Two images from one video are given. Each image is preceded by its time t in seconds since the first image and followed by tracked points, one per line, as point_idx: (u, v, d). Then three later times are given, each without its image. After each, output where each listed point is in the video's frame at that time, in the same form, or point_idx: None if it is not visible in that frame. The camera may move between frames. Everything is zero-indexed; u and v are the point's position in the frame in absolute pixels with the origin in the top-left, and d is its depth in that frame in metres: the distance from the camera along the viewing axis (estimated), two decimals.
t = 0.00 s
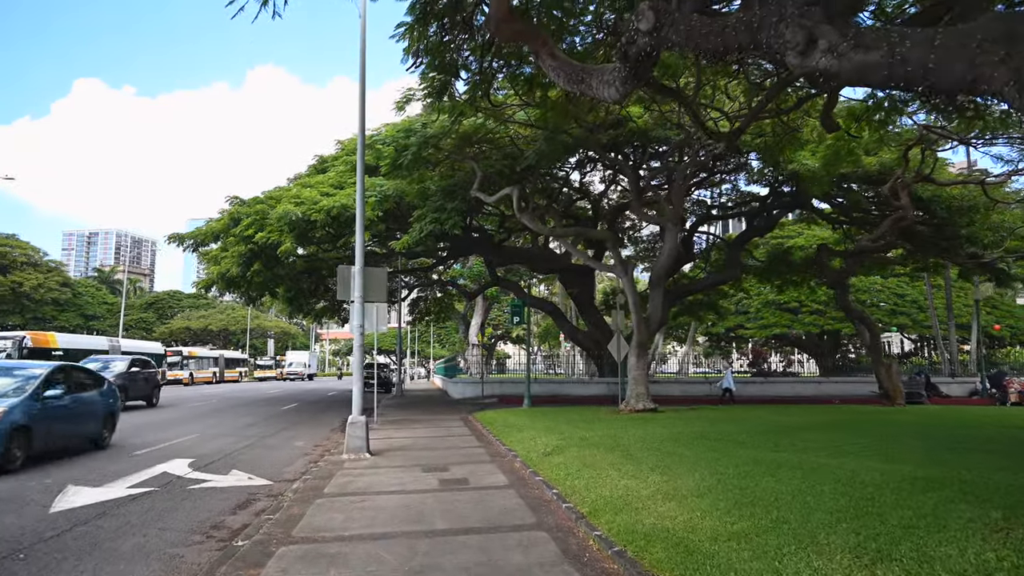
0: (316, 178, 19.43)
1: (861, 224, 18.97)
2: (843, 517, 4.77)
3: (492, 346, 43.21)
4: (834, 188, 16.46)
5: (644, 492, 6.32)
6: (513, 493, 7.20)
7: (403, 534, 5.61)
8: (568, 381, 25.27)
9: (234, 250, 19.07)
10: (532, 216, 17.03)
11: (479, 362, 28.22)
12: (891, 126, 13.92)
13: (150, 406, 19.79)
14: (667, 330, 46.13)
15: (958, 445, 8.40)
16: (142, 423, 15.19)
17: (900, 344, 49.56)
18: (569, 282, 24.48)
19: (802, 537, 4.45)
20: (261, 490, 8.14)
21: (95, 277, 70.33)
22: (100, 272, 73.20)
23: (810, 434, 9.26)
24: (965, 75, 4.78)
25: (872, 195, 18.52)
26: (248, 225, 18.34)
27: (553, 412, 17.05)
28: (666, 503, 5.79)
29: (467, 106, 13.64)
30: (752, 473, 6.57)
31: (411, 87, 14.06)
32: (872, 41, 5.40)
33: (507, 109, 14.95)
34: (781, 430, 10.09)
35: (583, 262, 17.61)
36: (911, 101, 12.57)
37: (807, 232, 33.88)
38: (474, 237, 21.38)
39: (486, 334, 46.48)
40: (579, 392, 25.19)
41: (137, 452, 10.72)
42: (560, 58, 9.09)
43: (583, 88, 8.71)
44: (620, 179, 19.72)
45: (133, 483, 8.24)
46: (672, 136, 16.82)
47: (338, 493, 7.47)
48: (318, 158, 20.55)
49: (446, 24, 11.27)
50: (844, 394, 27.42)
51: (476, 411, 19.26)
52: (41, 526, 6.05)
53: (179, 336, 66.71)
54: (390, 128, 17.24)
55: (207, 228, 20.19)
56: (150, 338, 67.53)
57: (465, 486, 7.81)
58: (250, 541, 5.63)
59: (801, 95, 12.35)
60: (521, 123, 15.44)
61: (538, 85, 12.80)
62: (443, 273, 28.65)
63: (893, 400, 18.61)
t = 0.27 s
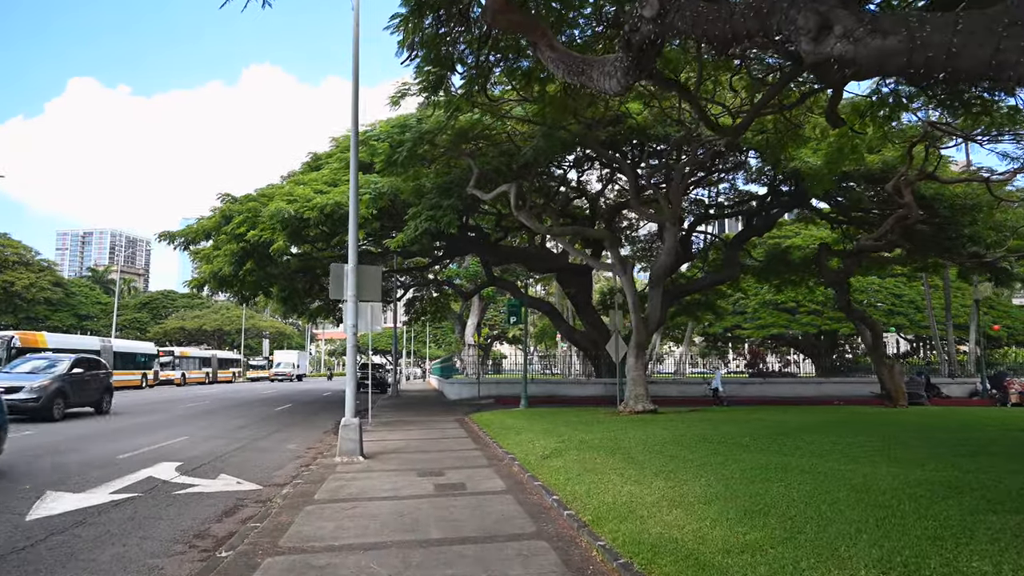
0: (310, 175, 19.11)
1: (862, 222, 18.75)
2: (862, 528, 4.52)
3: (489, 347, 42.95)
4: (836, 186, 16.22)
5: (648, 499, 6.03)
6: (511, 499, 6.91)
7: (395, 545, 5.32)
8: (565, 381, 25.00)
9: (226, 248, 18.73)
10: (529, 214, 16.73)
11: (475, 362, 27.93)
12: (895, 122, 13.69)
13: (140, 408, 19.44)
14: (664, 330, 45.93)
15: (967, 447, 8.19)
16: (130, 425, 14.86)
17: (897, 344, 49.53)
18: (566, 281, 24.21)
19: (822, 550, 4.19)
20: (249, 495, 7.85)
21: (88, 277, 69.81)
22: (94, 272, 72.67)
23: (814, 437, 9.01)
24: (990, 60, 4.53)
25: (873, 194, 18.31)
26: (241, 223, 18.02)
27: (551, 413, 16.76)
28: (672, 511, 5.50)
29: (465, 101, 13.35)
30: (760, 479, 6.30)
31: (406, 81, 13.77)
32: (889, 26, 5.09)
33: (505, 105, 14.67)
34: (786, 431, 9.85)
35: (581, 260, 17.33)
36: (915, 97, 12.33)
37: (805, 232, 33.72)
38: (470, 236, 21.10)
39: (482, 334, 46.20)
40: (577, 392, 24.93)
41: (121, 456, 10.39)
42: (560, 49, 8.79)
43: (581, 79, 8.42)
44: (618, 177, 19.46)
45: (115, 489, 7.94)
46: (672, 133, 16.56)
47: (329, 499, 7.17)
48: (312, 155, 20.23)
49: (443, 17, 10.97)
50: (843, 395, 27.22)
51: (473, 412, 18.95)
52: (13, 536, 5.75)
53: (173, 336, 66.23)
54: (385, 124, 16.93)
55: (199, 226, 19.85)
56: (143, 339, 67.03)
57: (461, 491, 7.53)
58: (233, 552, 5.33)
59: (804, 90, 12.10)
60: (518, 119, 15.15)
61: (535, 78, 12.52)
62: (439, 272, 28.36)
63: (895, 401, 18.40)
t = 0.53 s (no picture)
0: (302, 172, 18.74)
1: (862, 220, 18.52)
2: (883, 539, 4.23)
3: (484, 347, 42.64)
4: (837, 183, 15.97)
5: (652, 507, 5.73)
6: (508, 507, 6.60)
7: (386, 558, 5.01)
8: (561, 381, 24.71)
9: (216, 247, 18.34)
10: (526, 211, 16.41)
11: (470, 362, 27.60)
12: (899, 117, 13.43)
13: (128, 409, 19.06)
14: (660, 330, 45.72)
15: (980, 450, 7.93)
16: (116, 428, 14.49)
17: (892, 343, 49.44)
18: (562, 281, 23.93)
19: (845, 564, 3.90)
20: (234, 502, 7.52)
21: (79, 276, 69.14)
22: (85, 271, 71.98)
23: (820, 439, 8.73)
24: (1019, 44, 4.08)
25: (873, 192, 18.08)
26: (231, 221, 17.64)
27: (547, 414, 16.47)
28: (678, 521, 5.20)
29: (460, 95, 13.01)
30: (769, 485, 6.01)
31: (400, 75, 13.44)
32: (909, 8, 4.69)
33: (501, 99, 14.34)
34: (791, 434, 9.56)
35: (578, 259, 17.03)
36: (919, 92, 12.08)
37: (801, 231, 33.55)
38: (465, 234, 20.77)
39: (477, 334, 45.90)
40: (572, 393, 24.65)
41: (104, 460, 10.04)
42: (558, 39, 8.51)
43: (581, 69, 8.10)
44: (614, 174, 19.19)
45: (94, 496, 7.60)
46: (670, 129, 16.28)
47: (318, 507, 6.86)
48: (304, 152, 19.87)
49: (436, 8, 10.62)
50: (840, 395, 27.03)
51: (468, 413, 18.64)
52: None
53: (165, 336, 65.65)
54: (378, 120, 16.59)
55: (188, 224, 19.47)
56: (135, 339, 66.44)
57: (457, 497, 7.21)
58: (214, 565, 5.01)
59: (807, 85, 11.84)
60: (514, 114, 14.83)
61: (532, 72, 12.26)
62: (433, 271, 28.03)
63: (895, 401, 18.18)
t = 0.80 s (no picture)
0: (286, 168, 18.33)
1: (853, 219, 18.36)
2: (900, 551, 3.97)
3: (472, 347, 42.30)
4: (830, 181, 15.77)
5: (651, 515, 5.45)
6: (499, 515, 6.30)
7: (369, 572, 4.70)
8: (550, 382, 24.44)
9: (197, 244, 17.88)
10: (516, 208, 16.09)
11: (458, 363, 27.26)
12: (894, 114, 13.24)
13: (107, 411, 18.58)
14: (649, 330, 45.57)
15: (984, 453, 7.69)
16: (92, 431, 14.05)
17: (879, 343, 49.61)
18: (551, 280, 23.65)
19: None
20: (211, 509, 7.18)
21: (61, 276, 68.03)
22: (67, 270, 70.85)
23: (817, 443, 8.50)
24: None
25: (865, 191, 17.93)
26: (212, 218, 17.20)
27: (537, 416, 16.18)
28: (679, 530, 4.92)
29: (448, 89, 12.67)
30: (772, 491, 5.73)
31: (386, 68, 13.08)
32: None
33: (489, 93, 14.01)
34: (788, 436, 9.32)
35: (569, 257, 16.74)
36: (915, 88, 11.89)
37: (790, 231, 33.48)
38: (452, 232, 20.42)
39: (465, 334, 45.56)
40: (561, 393, 24.38)
41: (76, 465, 9.63)
42: (551, 29, 8.22)
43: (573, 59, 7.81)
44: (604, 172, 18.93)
45: (62, 503, 7.23)
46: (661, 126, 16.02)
47: (299, 515, 6.52)
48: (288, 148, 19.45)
49: None
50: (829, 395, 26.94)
51: (455, 414, 18.31)
52: None
53: (149, 337, 64.76)
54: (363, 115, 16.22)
55: (169, 221, 18.99)
56: (118, 339, 65.48)
57: (444, 504, 6.89)
58: None
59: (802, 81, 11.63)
60: (503, 108, 14.50)
61: (522, 65, 11.98)
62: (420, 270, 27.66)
63: (887, 402, 18.03)
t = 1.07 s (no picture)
0: (275, 164, 17.97)
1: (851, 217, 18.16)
2: (928, 563, 3.71)
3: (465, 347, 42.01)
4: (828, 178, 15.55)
5: (655, 522, 5.17)
6: (494, 521, 6.00)
7: None
8: (544, 382, 24.17)
9: (185, 241, 17.49)
10: (510, 204, 15.77)
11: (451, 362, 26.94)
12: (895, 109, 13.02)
13: (92, 412, 18.17)
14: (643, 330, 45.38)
15: (996, 455, 7.43)
16: (75, 432, 13.67)
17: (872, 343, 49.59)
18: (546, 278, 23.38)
19: None
20: (192, 515, 6.86)
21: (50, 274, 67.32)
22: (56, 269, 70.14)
23: (823, 444, 8.23)
24: None
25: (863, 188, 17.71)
26: (200, 215, 16.83)
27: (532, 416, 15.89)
28: (687, 539, 4.64)
29: (440, 82, 12.35)
30: (782, 496, 5.46)
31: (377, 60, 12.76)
32: None
33: (483, 87, 13.70)
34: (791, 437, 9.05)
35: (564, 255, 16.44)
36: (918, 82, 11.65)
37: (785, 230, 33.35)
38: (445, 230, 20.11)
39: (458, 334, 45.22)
40: (556, 393, 24.10)
41: (55, 468, 9.29)
42: (547, 16, 7.91)
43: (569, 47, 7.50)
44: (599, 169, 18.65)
45: (36, 509, 6.89)
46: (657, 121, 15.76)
47: (284, 521, 6.22)
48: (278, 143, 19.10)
49: None
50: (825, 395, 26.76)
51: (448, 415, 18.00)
52: None
53: (139, 336, 64.15)
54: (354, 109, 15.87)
55: (156, 218, 18.60)
56: (108, 338, 64.83)
57: (436, 509, 6.59)
58: None
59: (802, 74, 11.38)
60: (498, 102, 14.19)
61: (517, 57, 11.69)
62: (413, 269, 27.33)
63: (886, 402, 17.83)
